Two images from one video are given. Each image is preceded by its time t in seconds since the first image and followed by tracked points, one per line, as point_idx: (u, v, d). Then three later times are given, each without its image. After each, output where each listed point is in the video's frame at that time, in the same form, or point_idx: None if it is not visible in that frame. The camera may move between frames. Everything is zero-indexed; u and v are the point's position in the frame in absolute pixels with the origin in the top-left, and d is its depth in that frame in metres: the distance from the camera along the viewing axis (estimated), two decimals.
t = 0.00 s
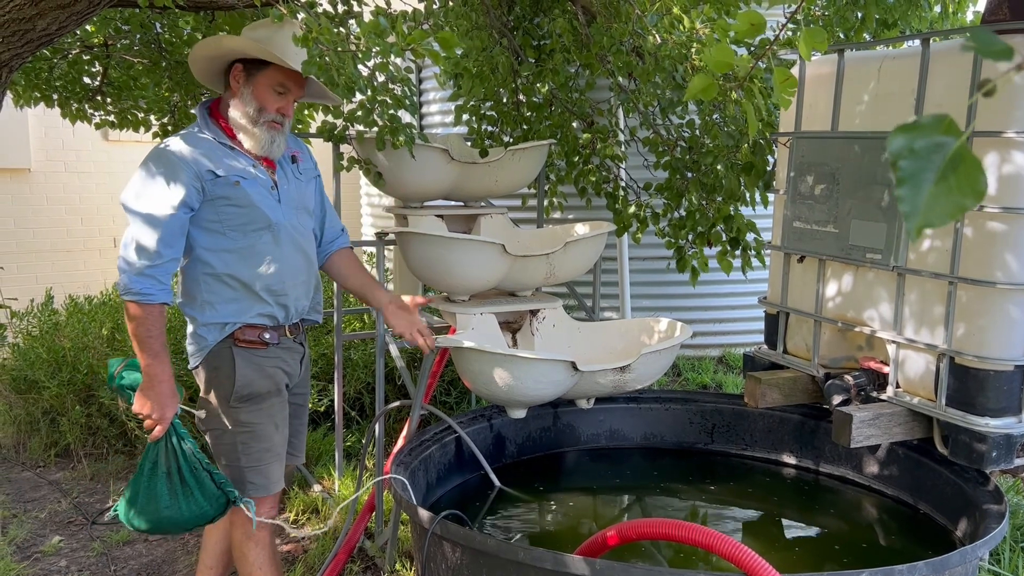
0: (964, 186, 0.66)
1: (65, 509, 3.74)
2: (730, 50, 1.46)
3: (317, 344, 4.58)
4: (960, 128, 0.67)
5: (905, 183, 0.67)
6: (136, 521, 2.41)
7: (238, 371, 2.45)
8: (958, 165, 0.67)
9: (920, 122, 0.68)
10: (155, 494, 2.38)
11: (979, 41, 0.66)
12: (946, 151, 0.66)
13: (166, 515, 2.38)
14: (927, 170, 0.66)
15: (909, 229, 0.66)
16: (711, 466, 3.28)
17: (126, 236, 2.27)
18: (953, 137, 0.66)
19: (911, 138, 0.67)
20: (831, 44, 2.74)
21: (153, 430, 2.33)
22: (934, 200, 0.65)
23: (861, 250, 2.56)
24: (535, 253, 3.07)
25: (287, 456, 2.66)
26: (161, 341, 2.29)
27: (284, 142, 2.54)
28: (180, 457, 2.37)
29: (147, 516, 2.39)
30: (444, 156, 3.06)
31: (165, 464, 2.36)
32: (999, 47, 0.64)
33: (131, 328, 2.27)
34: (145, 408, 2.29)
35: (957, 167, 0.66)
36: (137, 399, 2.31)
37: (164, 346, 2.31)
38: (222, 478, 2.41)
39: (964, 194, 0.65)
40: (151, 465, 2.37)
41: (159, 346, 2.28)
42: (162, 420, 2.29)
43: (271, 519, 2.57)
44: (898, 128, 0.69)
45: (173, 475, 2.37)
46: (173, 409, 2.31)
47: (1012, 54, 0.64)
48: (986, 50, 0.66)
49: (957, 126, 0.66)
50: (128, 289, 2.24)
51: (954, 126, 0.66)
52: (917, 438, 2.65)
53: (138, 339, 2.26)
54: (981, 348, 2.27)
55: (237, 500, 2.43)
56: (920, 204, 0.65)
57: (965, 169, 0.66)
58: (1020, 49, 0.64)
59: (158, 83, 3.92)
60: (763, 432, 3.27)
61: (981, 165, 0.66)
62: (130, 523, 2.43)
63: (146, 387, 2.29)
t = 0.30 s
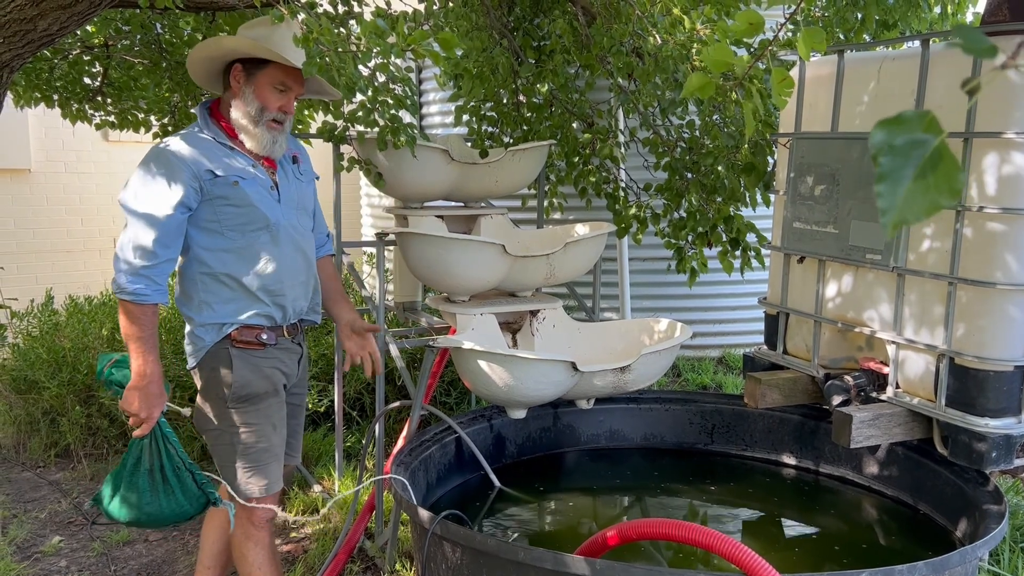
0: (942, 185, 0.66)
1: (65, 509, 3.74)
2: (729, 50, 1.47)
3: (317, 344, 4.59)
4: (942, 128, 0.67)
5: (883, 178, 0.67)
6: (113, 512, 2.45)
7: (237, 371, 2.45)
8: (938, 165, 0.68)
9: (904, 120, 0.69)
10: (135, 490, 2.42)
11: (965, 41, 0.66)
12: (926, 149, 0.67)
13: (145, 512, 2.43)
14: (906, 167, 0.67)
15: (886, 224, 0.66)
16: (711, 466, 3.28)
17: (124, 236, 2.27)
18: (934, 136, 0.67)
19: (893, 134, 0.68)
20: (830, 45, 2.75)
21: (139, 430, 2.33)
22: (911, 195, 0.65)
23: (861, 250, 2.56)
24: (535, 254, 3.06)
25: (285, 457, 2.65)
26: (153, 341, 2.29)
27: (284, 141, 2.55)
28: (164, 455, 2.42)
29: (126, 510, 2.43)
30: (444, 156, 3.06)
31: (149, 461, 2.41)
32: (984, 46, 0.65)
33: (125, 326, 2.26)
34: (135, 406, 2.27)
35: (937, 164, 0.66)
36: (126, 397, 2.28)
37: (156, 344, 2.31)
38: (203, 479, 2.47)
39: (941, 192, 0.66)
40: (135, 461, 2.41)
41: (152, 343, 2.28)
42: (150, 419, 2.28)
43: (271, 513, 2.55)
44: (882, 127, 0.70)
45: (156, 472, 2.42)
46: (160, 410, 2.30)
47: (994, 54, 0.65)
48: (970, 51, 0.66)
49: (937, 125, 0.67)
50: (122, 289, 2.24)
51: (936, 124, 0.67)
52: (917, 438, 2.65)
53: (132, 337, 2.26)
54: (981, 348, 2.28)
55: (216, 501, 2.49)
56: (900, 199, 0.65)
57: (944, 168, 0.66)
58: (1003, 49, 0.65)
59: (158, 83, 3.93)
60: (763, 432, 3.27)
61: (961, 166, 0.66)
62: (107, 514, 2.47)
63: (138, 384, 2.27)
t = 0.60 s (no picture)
0: (968, 183, 0.65)
1: (65, 509, 3.75)
2: (730, 51, 1.47)
3: (318, 345, 4.59)
4: (964, 125, 0.66)
5: (908, 178, 0.66)
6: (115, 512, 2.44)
7: (243, 371, 2.44)
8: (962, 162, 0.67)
9: (924, 119, 0.68)
10: (139, 489, 2.42)
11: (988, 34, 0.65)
12: (949, 146, 0.66)
13: (149, 511, 2.43)
14: (930, 166, 0.65)
15: (913, 223, 0.64)
16: (711, 466, 3.28)
17: (130, 236, 2.27)
18: (957, 133, 0.66)
19: (915, 133, 0.67)
20: (830, 45, 2.75)
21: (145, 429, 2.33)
22: (937, 193, 0.64)
23: (861, 251, 2.57)
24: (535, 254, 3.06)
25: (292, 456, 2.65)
26: (160, 342, 2.29)
27: (286, 138, 2.55)
28: (169, 456, 2.43)
29: (130, 509, 2.42)
30: (445, 157, 3.07)
31: (155, 462, 2.42)
32: (1007, 40, 0.63)
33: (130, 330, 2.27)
34: (141, 407, 2.29)
35: (962, 162, 0.65)
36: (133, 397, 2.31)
37: (163, 347, 2.31)
38: (208, 479, 2.48)
39: (967, 190, 0.64)
40: (140, 460, 2.41)
41: (156, 347, 2.28)
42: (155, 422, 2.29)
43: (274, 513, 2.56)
44: (901, 125, 0.68)
45: (161, 473, 2.43)
46: (167, 410, 2.32)
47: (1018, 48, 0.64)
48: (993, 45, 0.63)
49: (960, 122, 0.66)
50: (130, 290, 2.24)
51: (958, 122, 0.66)
52: (917, 439, 2.65)
53: (138, 340, 2.26)
54: (981, 348, 2.28)
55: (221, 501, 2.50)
56: (926, 197, 0.64)
57: (968, 166, 0.65)
58: None
59: (158, 84, 3.93)
60: (763, 433, 3.27)
61: (985, 162, 0.65)
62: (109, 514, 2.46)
63: (144, 387, 2.28)
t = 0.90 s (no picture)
0: (967, 187, 0.66)
1: (65, 510, 3.75)
2: (729, 51, 1.47)
3: (318, 345, 4.59)
4: (966, 126, 0.67)
5: (907, 183, 0.67)
6: (150, 523, 2.41)
7: (244, 371, 2.45)
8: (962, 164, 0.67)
9: (925, 121, 0.68)
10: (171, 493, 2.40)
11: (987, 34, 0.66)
12: (950, 150, 0.66)
13: (183, 514, 2.40)
14: (930, 170, 0.66)
15: (912, 229, 0.66)
16: (710, 467, 3.28)
17: (131, 238, 2.27)
18: (957, 136, 0.66)
19: (915, 137, 0.67)
20: (830, 45, 2.75)
21: (163, 431, 2.35)
22: (935, 200, 0.65)
23: (861, 251, 2.57)
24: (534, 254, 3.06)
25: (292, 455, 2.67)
26: (169, 341, 2.30)
27: (284, 135, 2.55)
28: (194, 454, 2.39)
29: (164, 516, 2.40)
30: (445, 157, 3.07)
31: (179, 463, 2.39)
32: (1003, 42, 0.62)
33: (139, 333, 2.28)
34: (157, 409, 2.31)
35: (961, 166, 0.66)
36: (148, 401, 2.33)
37: (173, 346, 2.32)
38: (237, 472, 2.44)
39: (967, 193, 0.65)
40: (166, 464, 2.39)
41: (167, 347, 2.28)
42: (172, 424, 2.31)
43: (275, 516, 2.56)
44: (902, 129, 0.69)
45: (188, 474, 2.39)
46: (184, 410, 2.33)
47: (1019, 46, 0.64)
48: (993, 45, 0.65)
49: (961, 125, 0.66)
50: (135, 292, 2.24)
51: (959, 124, 0.66)
52: (917, 439, 2.65)
53: (146, 340, 2.27)
54: (981, 349, 2.28)
55: (254, 493, 2.46)
56: (925, 203, 0.65)
57: (969, 168, 0.66)
58: None
59: (159, 84, 3.93)
60: (762, 433, 3.27)
61: (985, 165, 0.66)
62: (144, 527, 2.43)
63: (158, 389, 2.30)
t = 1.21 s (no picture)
0: (958, 196, 0.67)
1: (66, 511, 3.75)
2: (729, 53, 1.47)
3: (318, 346, 4.60)
4: (955, 137, 0.68)
5: (900, 192, 0.68)
6: (162, 522, 2.39)
7: (244, 372, 2.45)
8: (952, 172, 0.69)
9: (916, 132, 0.70)
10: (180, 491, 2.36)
11: (976, 48, 0.68)
12: (940, 160, 0.68)
13: (194, 512, 2.37)
14: (922, 179, 0.68)
15: (903, 236, 0.67)
16: (711, 468, 3.29)
17: (133, 238, 2.27)
18: (947, 146, 0.68)
19: (906, 147, 0.69)
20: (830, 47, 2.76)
21: (168, 429, 2.34)
22: (927, 207, 0.66)
23: (861, 253, 2.57)
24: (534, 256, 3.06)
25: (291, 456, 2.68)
26: (173, 340, 2.30)
27: (287, 128, 2.60)
28: (202, 451, 2.36)
29: (175, 514, 2.38)
30: (445, 159, 3.07)
31: (188, 460, 2.35)
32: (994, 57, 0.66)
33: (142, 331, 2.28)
34: (161, 407, 2.30)
35: (952, 175, 0.67)
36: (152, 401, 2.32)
37: (177, 345, 2.32)
38: (245, 468, 2.42)
39: (957, 202, 0.67)
40: (174, 462, 2.36)
41: (171, 343, 2.29)
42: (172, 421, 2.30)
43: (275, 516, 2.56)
44: (894, 139, 0.70)
45: (196, 471, 2.36)
46: (190, 407, 2.31)
47: (1005, 62, 0.67)
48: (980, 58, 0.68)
49: (951, 135, 0.67)
50: (138, 290, 2.24)
51: (949, 135, 0.68)
52: (917, 440, 2.66)
53: (149, 337, 2.27)
54: (981, 350, 2.28)
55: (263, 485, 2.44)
56: (917, 211, 0.66)
57: (959, 177, 0.67)
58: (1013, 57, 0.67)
59: (159, 86, 3.94)
60: (762, 434, 3.28)
61: (974, 174, 0.67)
62: (157, 526, 2.40)
63: (164, 387, 2.30)
